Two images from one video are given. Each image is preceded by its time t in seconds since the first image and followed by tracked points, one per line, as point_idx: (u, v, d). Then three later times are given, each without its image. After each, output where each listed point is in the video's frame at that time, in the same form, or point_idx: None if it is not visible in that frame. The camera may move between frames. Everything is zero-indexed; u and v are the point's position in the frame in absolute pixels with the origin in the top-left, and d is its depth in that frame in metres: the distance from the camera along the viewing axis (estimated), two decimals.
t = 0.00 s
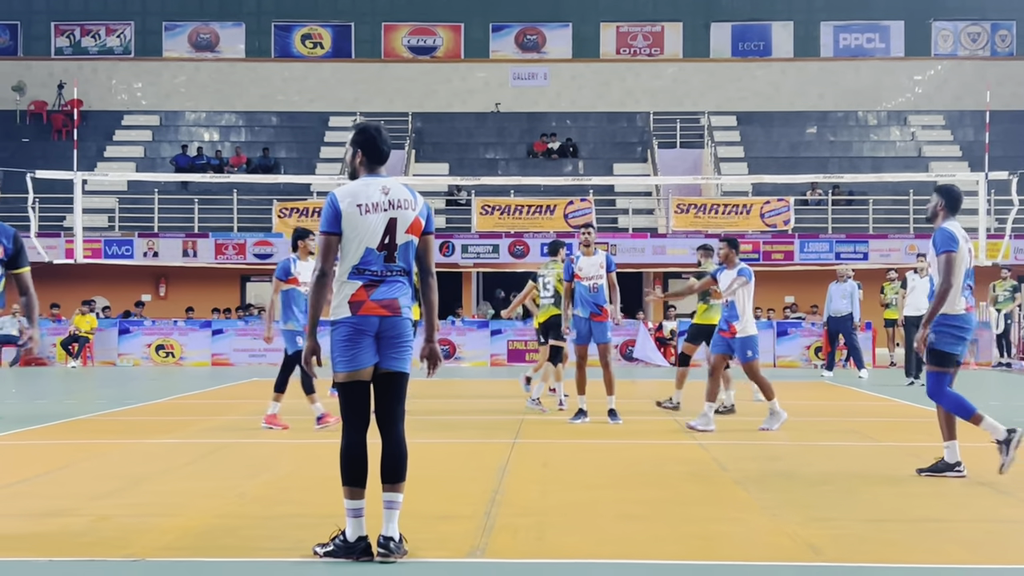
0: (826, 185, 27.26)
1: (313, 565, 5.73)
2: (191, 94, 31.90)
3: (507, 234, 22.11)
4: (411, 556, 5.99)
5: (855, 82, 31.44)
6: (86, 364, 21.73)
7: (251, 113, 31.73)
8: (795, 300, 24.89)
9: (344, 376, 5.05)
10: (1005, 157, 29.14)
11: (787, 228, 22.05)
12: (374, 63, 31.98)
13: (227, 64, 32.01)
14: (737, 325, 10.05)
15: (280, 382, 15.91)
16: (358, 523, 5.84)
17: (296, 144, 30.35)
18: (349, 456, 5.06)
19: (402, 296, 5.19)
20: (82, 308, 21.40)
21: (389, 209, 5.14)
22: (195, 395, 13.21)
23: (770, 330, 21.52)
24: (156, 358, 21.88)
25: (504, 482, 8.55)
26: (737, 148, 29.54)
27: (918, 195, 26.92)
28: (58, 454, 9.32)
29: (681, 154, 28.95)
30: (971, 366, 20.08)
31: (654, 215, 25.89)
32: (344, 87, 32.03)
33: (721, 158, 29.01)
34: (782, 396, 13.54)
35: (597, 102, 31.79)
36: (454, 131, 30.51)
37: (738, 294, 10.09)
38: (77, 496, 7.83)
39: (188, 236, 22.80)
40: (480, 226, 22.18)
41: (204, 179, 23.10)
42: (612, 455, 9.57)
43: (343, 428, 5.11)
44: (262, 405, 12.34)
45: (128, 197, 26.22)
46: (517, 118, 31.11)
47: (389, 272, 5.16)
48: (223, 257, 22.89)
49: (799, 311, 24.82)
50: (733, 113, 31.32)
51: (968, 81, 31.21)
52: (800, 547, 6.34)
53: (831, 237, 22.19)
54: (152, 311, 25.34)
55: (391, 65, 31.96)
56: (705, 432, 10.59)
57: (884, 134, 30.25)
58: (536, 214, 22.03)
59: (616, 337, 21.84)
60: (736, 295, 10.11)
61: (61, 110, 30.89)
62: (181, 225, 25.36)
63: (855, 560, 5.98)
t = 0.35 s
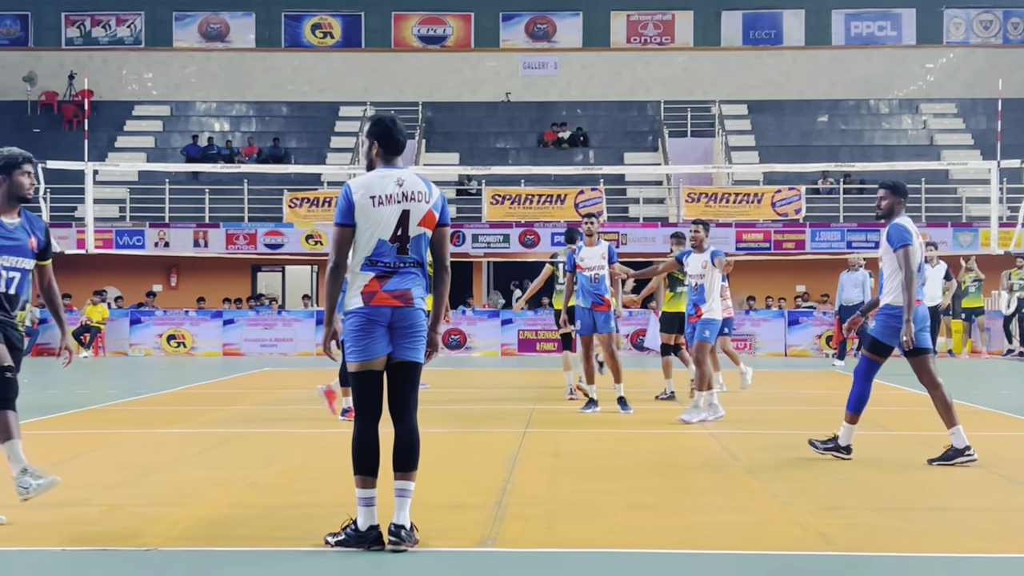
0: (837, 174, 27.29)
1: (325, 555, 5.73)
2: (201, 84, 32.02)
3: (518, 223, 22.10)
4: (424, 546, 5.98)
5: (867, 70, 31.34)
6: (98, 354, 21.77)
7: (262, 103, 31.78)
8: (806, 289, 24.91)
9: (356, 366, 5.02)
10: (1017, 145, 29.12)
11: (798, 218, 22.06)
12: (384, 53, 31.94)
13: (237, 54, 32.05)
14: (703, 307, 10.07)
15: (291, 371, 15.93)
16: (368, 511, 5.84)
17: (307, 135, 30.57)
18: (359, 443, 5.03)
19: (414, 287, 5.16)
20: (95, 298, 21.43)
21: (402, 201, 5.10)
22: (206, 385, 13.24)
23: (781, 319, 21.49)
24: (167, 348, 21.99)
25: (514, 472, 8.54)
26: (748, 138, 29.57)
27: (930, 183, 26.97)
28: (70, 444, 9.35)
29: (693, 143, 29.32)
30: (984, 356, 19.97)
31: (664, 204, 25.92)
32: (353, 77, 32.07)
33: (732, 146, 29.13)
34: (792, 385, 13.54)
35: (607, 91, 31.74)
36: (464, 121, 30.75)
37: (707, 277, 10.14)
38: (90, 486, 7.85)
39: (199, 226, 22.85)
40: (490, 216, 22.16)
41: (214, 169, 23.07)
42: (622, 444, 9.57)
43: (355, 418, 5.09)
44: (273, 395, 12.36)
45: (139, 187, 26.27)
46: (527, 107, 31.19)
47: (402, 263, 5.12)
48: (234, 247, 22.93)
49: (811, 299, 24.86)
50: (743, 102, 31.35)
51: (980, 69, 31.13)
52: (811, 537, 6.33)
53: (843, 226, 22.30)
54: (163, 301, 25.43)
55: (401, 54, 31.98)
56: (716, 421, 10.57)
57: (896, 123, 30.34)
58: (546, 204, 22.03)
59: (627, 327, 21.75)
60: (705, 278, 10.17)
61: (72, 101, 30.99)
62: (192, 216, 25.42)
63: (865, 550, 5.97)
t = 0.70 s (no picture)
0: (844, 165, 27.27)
1: (333, 547, 5.72)
2: (207, 75, 32.04)
3: (524, 215, 22.10)
4: (431, 537, 5.98)
5: (875, 60, 31.30)
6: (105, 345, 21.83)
7: (268, 94, 31.75)
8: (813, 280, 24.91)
9: (363, 360, 5.06)
10: None
11: (805, 208, 22.05)
12: (390, 44, 31.95)
13: (244, 45, 32.07)
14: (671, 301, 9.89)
15: (297, 363, 15.94)
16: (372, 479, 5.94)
17: (313, 125, 30.45)
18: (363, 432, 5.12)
19: (427, 282, 5.11)
20: (101, 289, 21.50)
21: (416, 193, 5.07)
22: (213, 376, 13.26)
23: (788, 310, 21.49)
24: (174, 339, 22.00)
25: (521, 463, 8.53)
26: (755, 129, 29.54)
27: (937, 174, 26.94)
28: (78, 435, 9.35)
29: (700, 133, 29.20)
30: (991, 347, 19.76)
31: (671, 195, 25.93)
32: (360, 68, 32.05)
33: (739, 137, 29.12)
34: (800, 376, 13.53)
35: (614, 82, 31.71)
36: (470, 112, 30.67)
37: (674, 271, 10.07)
38: (98, 476, 7.86)
39: (206, 218, 22.87)
40: (496, 207, 22.22)
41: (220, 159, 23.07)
42: (629, 435, 9.56)
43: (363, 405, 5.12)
44: (280, 386, 12.37)
45: (146, 179, 26.31)
46: (533, 98, 31.09)
47: (416, 257, 5.08)
48: (241, 238, 22.90)
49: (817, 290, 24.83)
50: (751, 92, 31.34)
51: (988, 59, 31.09)
52: (817, 527, 6.33)
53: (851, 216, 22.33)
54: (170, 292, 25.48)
55: (408, 45, 31.96)
56: (723, 413, 10.57)
57: (903, 113, 30.16)
58: (552, 195, 22.05)
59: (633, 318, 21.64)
60: (672, 272, 10.08)
61: (79, 92, 30.99)
62: (198, 207, 25.46)
63: (874, 541, 5.96)
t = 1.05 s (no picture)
0: (844, 158, 27.27)
1: (334, 541, 5.73)
2: (207, 69, 31.99)
3: (524, 209, 22.09)
4: (430, 531, 5.99)
5: (875, 54, 31.30)
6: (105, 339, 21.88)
7: (268, 87, 31.69)
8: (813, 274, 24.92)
9: (361, 357, 5.12)
10: None
11: (805, 202, 22.12)
12: (390, 37, 31.90)
13: (244, 39, 32.05)
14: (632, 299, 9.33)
15: (297, 356, 15.97)
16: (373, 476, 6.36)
17: (313, 119, 30.48)
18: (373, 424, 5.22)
19: (419, 277, 5.09)
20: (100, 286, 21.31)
21: (402, 189, 5.06)
22: (214, 369, 13.29)
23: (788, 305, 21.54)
24: (175, 334, 22.00)
25: (521, 457, 8.54)
26: (755, 122, 29.50)
27: (937, 168, 26.96)
28: (79, 429, 9.37)
29: (701, 128, 29.08)
30: (991, 341, 19.81)
31: (671, 189, 25.94)
32: (360, 62, 32.02)
33: (739, 130, 29.08)
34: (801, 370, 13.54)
35: (614, 75, 31.70)
36: (471, 105, 30.62)
37: (632, 266, 9.38)
38: (99, 470, 7.87)
39: (206, 211, 22.85)
40: (496, 200, 22.24)
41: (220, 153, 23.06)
42: (629, 429, 9.57)
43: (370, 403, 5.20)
44: (281, 379, 12.39)
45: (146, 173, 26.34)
46: (533, 92, 31.05)
47: (405, 253, 5.07)
48: (241, 232, 22.93)
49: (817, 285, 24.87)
50: (751, 86, 31.22)
51: (989, 53, 31.02)
52: (817, 521, 6.34)
53: (850, 211, 22.11)
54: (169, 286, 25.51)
55: (408, 39, 31.92)
56: (722, 406, 10.58)
57: (903, 107, 30.18)
58: (553, 189, 22.08)
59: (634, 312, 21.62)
60: (630, 268, 9.39)
61: (79, 85, 30.99)
62: (199, 201, 25.48)
63: (873, 534, 5.98)
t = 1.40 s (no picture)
0: (837, 157, 27.33)
1: (325, 539, 5.73)
2: (200, 66, 31.94)
3: (517, 206, 22.09)
4: (422, 529, 5.99)
5: (868, 53, 31.32)
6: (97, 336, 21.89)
7: (261, 84, 31.66)
8: (805, 273, 24.99)
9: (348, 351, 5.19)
10: (1017, 129, 29.14)
11: (798, 200, 21.94)
12: (384, 35, 31.87)
13: (236, 36, 31.99)
14: (588, 291, 9.36)
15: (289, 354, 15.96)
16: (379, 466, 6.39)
17: (306, 116, 30.47)
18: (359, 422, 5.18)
19: (397, 271, 5.17)
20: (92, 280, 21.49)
21: (374, 184, 5.14)
22: (206, 366, 13.28)
23: (780, 303, 21.58)
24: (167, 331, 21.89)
25: (512, 454, 8.54)
26: (748, 121, 29.53)
27: (930, 167, 27.03)
28: (70, 426, 9.35)
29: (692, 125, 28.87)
30: (984, 340, 19.90)
31: (664, 187, 25.97)
32: (353, 59, 31.97)
33: (732, 129, 29.11)
34: (793, 368, 13.57)
35: (607, 73, 31.70)
36: (464, 103, 30.63)
37: (590, 258, 9.39)
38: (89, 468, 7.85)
39: (198, 208, 22.89)
40: (489, 198, 22.28)
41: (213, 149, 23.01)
42: (622, 427, 9.57)
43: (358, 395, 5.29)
44: (273, 377, 12.38)
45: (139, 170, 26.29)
46: (526, 90, 31.13)
47: (381, 247, 5.15)
48: (234, 229, 22.95)
49: (809, 283, 24.93)
50: (744, 84, 31.25)
51: (981, 52, 31.06)
52: (809, 520, 6.34)
53: (842, 209, 22.31)
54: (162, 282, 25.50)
55: (401, 36, 31.88)
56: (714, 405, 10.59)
57: (896, 106, 30.27)
58: (545, 187, 22.01)
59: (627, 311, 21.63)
60: (588, 260, 9.40)
61: (71, 82, 30.92)
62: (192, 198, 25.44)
63: (864, 533, 5.99)
